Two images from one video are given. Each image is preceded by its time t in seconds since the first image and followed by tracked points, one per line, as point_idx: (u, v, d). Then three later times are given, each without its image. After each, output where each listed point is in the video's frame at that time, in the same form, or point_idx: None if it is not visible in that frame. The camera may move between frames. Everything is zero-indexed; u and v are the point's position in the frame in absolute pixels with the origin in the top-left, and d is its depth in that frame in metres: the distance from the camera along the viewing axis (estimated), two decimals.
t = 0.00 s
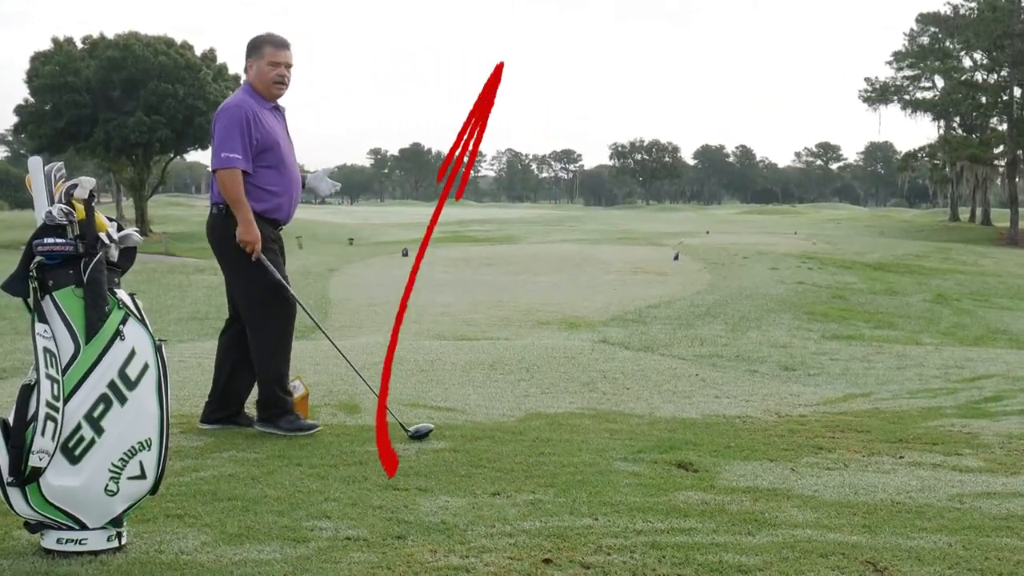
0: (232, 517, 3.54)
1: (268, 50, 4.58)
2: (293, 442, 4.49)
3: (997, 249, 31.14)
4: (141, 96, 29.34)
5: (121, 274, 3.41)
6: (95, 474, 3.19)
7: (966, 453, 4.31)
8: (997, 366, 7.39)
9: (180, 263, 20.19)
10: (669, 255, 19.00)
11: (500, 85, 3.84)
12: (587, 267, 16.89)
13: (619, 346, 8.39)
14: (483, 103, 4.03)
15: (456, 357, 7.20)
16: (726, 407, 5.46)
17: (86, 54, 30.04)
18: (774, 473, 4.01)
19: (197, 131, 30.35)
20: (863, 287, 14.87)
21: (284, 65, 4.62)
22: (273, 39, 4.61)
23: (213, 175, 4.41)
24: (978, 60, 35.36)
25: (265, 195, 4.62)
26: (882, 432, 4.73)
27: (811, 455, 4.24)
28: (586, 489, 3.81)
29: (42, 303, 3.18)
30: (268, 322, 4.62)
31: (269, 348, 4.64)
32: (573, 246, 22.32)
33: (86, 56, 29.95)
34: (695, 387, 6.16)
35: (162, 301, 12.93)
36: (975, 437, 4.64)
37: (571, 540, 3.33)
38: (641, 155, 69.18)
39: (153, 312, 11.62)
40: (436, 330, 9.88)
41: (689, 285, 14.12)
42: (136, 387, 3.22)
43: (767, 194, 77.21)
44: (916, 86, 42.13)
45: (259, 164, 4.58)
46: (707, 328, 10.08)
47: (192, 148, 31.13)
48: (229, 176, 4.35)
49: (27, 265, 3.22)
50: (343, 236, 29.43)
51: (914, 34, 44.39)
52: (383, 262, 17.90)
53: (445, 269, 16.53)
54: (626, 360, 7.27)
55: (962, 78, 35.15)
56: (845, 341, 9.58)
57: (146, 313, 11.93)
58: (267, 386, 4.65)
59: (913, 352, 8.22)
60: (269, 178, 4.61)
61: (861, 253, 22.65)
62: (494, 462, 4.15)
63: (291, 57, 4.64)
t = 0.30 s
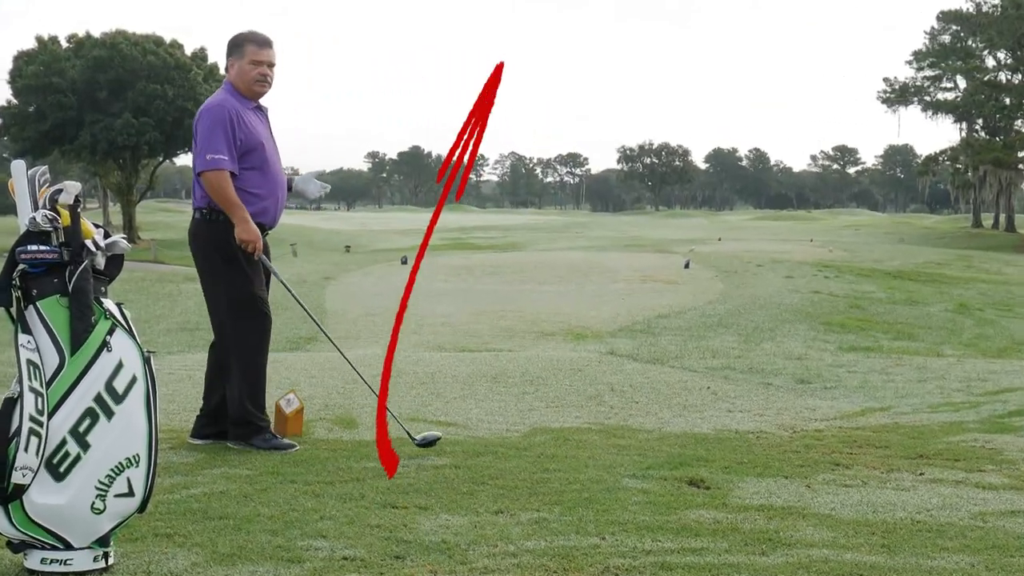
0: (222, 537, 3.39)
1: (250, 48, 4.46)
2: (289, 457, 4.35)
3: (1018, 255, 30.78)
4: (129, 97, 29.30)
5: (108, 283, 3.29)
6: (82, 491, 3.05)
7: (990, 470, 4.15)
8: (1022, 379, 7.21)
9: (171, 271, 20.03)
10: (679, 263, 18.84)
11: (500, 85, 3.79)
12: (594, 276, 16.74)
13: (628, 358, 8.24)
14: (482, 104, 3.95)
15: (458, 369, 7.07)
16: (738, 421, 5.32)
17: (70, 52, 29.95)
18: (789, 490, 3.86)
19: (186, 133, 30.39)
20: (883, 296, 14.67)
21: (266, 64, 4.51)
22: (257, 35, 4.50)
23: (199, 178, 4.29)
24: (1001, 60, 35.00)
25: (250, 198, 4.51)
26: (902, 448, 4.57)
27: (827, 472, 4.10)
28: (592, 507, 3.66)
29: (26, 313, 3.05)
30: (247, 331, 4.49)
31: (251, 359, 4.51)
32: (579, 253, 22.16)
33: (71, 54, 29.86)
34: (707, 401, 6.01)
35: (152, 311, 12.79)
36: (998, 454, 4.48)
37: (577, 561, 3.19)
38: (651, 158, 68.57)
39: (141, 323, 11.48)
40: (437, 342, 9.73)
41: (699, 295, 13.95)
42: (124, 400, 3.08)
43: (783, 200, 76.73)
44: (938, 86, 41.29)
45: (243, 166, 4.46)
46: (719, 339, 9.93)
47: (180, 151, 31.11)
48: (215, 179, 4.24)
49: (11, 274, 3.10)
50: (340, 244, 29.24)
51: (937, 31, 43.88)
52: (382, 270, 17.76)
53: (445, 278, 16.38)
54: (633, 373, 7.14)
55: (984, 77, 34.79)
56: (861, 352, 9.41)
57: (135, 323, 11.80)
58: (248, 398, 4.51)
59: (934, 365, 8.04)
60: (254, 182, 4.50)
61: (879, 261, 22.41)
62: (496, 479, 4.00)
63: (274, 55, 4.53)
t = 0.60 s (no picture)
0: (212, 559, 3.25)
1: (230, 47, 4.35)
2: (284, 475, 4.20)
3: None
4: (115, 98, 29.16)
5: (93, 293, 3.17)
6: (66, 511, 2.89)
7: (1016, 488, 3.99)
8: None
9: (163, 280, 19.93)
10: (693, 272, 18.68)
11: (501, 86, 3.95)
12: (601, 285, 16.60)
13: (637, 371, 8.10)
14: (482, 104, 4.31)
15: (461, 383, 6.93)
16: (751, 437, 5.18)
17: (54, 51, 29.76)
18: (806, 509, 3.71)
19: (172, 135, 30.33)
20: (903, 307, 14.49)
21: (247, 62, 4.40)
22: (237, 33, 4.38)
23: (182, 182, 4.18)
24: None
25: (234, 203, 4.39)
26: (923, 466, 4.42)
27: (845, 491, 3.95)
28: (600, 527, 3.52)
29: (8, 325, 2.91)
30: (233, 341, 4.37)
31: (237, 370, 4.38)
32: (586, 262, 22.01)
33: (54, 53, 29.68)
34: (719, 416, 5.86)
35: (138, 322, 12.64)
36: (1022, 471, 4.32)
37: None
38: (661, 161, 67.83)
39: (127, 334, 11.34)
40: (438, 354, 9.60)
41: (715, 305, 13.74)
42: (110, 416, 2.94)
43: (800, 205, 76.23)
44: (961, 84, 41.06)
45: (225, 170, 4.35)
46: (729, 351, 9.78)
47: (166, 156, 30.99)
48: (199, 183, 4.13)
49: None
50: (335, 252, 29.09)
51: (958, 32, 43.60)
52: (380, 279, 17.61)
53: (446, 287, 16.24)
54: (641, 386, 7.00)
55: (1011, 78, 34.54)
56: (880, 365, 9.25)
57: (122, 334, 11.67)
58: (237, 411, 4.40)
59: (957, 378, 7.89)
60: (237, 186, 4.39)
61: (899, 270, 22.14)
62: (500, 498, 3.86)
63: (255, 53, 4.42)
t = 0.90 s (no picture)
0: None
1: (214, 47, 4.23)
2: (278, 494, 4.07)
3: None
4: (100, 100, 28.97)
5: (78, 304, 3.06)
6: (49, 531, 2.74)
7: None
8: None
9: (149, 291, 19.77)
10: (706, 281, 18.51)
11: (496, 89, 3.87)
12: (610, 295, 16.44)
13: (648, 385, 7.95)
14: (483, 105, 4.21)
15: (464, 398, 6.79)
16: (766, 455, 5.04)
17: (36, 51, 29.56)
18: (824, 530, 3.57)
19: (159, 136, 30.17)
20: (925, 319, 14.27)
21: (232, 63, 4.28)
22: (222, 33, 4.27)
23: (166, 189, 4.06)
24: None
25: (220, 210, 4.27)
26: (946, 485, 4.26)
27: (865, 510, 3.81)
28: (608, 549, 3.37)
29: None
30: (221, 353, 4.24)
31: (226, 383, 4.25)
32: (595, 271, 21.84)
33: (36, 53, 29.50)
34: (733, 432, 5.71)
35: (124, 334, 12.48)
36: None
37: None
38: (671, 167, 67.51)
39: (114, 347, 11.20)
40: (439, 368, 9.44)
41: (727, 318, 13.55)
42: (95, 432, 2.82)
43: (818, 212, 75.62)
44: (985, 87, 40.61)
45: (209, 176, 4.22)
46: (743, 365, 9.61)
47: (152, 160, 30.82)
48: (183, 189, 4.01)
49: None
50: (331, 261, 28.91)
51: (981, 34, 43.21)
52: (376, 290, 17.46)
53: (447, 298, 16.08)
54: (651, 401, 6.85)
55: None
56: (903, 380, 9.05)
57: (106, 347, 11.52)
58: (225, 426, 4.26)
59: (983, 393, 7.71)
60: (222, 193, 4.27)
61: (920, 280, 21.86)
62: (503, 519, 3.72)
63: (240, 55, 4.31)
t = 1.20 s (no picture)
0: None
1: (194, 46, 4.11)
2: (270, 516, 3.92)
3: None
4: (83, 103, 28.77)
5: (61, 317, 2.94)
6: (30, 555, 2.59)
7: None
8: None
9: (137, 302, 19.57)
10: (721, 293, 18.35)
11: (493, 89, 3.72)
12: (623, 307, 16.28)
13: (660, 402, 7.79)
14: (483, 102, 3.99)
15: (468, 415, 6.64)
16: (784, 474, 4.89)
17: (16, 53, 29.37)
18: (844, 553, 3.42)
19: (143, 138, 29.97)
20: (948, 331, 14.09)
21: (211, 62, 4.16)
22: (200, 31, 4.14)
23: (143, 197, 3.94)
24: None
25: (204, 218, 4.15)
26: (973, 506, 4.11)
27: (886, 533, 3.66)
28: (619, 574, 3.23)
29: None
30: (209, 368, 4.11)
31: (215, 397, 4.13)
32: (606, 282, 21.67)
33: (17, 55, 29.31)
34: (748, 451, 5.56)
35: (110, 349, 12.34)
36: None
37: None
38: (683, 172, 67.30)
39: (100, 362, 11.05)
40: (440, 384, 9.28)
41: (744, 330, 13.37)
42: (79, 451, 2.69)
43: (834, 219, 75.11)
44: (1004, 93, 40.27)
45: (192, 183, 4.11)
46: (760, 381, 9.44)
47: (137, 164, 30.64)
48: (159, 197, 3.89)
49: None
50: (328, 271, 28.74)
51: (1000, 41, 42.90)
52: (374, 301, 17.30)
53: (450, 310, 15.92)
54: (661, 418, 6.70)
55: None
56: (925, 396, 8.87)
57: (93, 361, 11.38)
58: (214, 443, 4.13)
59: (1010, 410, 7.52)
60: (205, 199, 4.15)
61: (946, 291, 21.60)
62: (509, 542, 3.57)
63: (220, 53, 4.18)
